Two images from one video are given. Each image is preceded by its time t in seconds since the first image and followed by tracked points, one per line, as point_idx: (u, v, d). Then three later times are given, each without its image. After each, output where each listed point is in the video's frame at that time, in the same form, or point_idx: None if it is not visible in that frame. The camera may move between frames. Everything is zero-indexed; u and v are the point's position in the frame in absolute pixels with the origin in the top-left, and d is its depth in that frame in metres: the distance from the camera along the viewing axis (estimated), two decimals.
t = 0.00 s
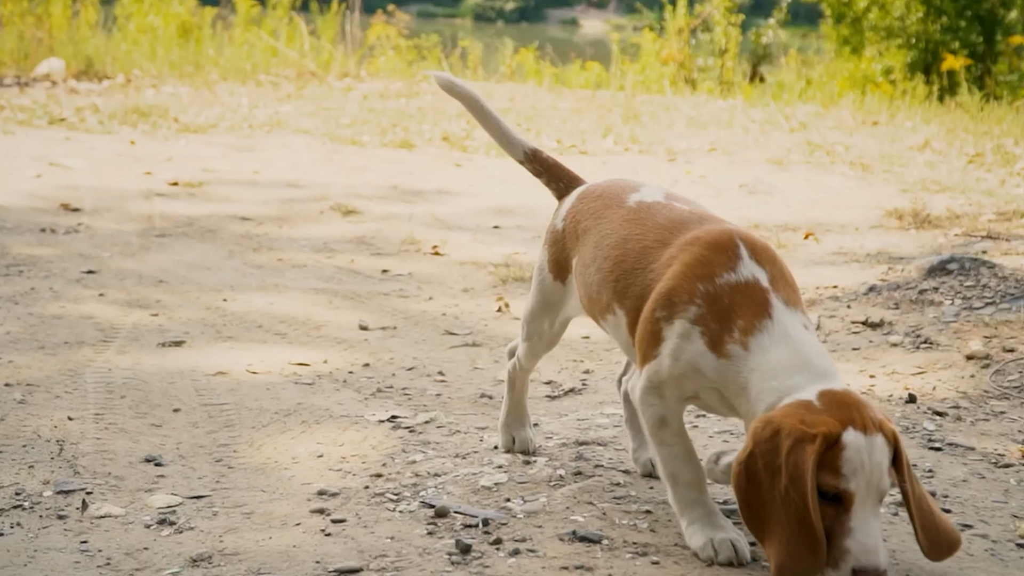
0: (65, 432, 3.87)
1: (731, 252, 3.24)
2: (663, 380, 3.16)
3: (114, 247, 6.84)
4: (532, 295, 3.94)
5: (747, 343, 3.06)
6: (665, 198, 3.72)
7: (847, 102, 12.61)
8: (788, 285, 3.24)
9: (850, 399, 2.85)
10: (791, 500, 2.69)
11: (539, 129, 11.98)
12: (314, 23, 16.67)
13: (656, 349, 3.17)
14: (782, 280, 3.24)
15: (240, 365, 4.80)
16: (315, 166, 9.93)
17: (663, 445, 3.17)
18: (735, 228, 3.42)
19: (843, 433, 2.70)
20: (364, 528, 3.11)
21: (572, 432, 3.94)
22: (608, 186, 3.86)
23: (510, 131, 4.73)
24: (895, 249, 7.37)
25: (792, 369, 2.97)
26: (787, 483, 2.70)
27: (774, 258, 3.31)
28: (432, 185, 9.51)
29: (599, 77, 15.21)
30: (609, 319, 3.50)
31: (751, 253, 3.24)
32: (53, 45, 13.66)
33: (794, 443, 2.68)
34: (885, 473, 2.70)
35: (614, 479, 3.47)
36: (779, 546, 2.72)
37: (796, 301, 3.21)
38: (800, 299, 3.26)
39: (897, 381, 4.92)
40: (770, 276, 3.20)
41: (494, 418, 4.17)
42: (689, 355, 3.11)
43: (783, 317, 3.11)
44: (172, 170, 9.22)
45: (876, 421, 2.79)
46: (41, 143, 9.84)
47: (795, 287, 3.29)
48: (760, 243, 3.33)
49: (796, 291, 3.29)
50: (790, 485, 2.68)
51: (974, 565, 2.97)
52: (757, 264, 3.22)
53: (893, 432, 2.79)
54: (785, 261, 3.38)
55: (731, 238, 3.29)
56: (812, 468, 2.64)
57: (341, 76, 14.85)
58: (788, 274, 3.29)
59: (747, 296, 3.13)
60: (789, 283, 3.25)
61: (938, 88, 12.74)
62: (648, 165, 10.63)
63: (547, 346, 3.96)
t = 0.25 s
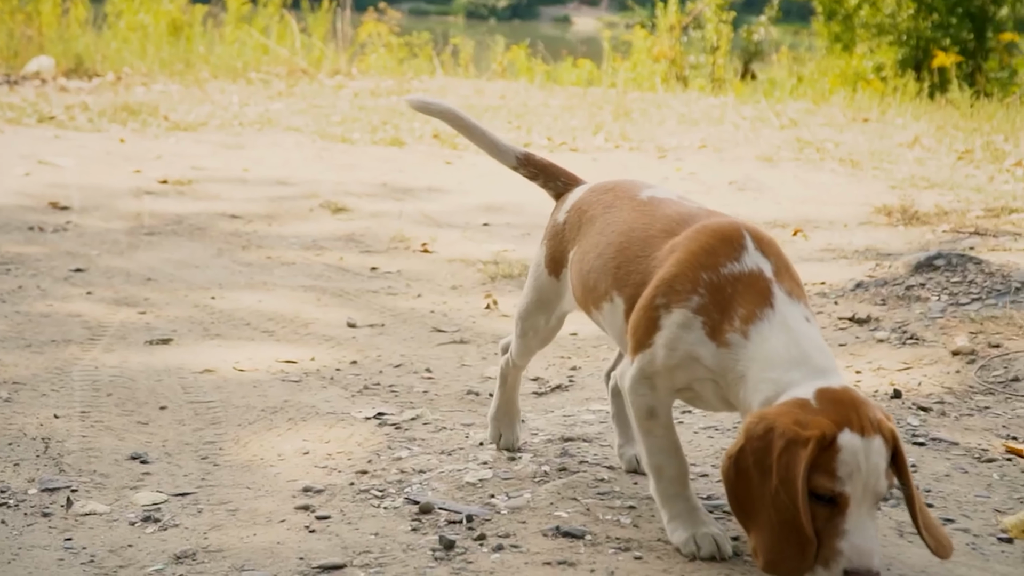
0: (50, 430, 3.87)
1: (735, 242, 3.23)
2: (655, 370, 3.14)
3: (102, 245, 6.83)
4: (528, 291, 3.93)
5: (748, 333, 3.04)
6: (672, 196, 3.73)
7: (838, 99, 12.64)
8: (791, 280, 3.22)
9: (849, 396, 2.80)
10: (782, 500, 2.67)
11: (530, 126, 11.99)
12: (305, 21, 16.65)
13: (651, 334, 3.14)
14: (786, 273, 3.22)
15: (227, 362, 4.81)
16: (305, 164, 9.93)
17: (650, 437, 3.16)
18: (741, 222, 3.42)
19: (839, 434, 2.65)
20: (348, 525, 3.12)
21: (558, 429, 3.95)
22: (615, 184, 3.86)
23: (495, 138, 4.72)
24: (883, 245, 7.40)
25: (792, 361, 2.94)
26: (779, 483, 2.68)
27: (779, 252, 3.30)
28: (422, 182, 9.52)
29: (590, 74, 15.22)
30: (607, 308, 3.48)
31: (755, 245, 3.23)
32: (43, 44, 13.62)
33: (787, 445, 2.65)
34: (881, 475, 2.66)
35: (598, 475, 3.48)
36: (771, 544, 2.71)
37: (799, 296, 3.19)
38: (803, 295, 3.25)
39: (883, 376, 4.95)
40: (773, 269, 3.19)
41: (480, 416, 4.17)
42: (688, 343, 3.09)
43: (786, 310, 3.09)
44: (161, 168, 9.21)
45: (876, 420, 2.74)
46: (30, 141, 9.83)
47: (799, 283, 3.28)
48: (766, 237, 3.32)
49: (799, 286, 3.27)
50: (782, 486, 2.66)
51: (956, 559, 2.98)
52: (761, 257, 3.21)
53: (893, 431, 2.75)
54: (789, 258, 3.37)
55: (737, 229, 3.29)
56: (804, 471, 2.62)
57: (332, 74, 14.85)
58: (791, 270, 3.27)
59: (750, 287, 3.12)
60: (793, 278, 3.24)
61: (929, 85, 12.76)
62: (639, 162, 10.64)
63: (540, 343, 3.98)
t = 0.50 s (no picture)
0: (31, 429, 3.88)
1: (724, 229, 3.24)
2: (640, 364, 3.14)
3: (86, 243, 6.83)
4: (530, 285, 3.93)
5: (735, 315, 3.04)
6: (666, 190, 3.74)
7: (825, 96, 12.66)
8: (781, 268, 3.22)
9: (840, 383, 2.76)
10: (768, 491, 2.65)
11: (517, 123, 11.99)
12: (293, 18, 16.62)
13: (637, 320, 3.14)
14: (774, 261, 3.22)
15: (210, 360, 4.81)
16: (292, 162, 9.93)
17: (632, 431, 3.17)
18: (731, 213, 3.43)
19: (829, 423, 2.62)
20: (326, 522, 3.13)
21: (539, 425, 3.96)
22: (610, 178, 3.88)
23: (486, 133, 4.74)
24: (867, 242, 7.42)
25: (778, 342, 2.93)
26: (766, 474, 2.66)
27: (767, 242, 3.31)
28: (408, 180, 9.52)
29: (578, 71, 15.23)
30: (595, 296, 3.48)
31: (744, 231, 3.24)
32: (29, 42, 13.49)
33: (775, 437, 2.62)
34: (873, 464, 2.63)
35: (578, 471, 3.50)
36: (758, 533, 2.69)
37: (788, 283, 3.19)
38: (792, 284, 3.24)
39: (864, 372, 4.98)
40: (762, 256, 3.19)
41: (461, 412, 4.18)
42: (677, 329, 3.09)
43: (774, 294, 3.09)
44: (147, 166, 9.21)
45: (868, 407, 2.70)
46: (15, 139, 9.81)
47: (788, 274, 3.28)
48: (754, 227, 3.33)
49: (788, 276, 3.27)
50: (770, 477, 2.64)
51: (930, 553, 3.00)
52: (751, 244, 3.22)
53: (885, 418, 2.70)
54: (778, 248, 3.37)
55: (726, 218, 3.30)
56: (793, 462, 2.59)
57: (320, 71, 14.83)
58: (780, 259, 3.27)
59: (738, 271, 3.12)
60: (782, 267, 3.24)
61: (916, 81, 12.78)
62: (625, 159, 10.66)
63: (542, 343, 3.95)
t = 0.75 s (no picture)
0: (12, 427, 3.88)
1: (705, 222, 3.25)
2: (623, 360, 3.14)
3: (71, 241, 6.82)
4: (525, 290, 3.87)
5: (717, 308, 3.04)
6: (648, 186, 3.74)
7: (813, 93, 12.69)
8: (762, 259, 3.22)
9: (821, 372, 2.74)
10: (741, 479, 2.65)
11: (505, 120, 12.00)
12: (281, 16, 16.59)
13: (621, 316, 3.14)
14: (755, 252, 3.22)
15: (192, 357, 4.82)
16: (278, 159, 9.92)
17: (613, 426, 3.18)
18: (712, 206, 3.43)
19: (804, 414, 2.61)
20: (305, 518, 3.14)
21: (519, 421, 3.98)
22: (593, 175, 3.87)
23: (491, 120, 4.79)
24: (851, 238, 7.45)
25: (757, 331, 2.93)
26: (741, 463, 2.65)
27: (748, 232, 3.31)
28: (394, 177, 9.53)
29: (567, 69, 15.24)
30: (580, 294, 3.47)
31: (725, 222, 3.24)
32: (15, 39, 13.51)
33: (752, 428, 2.62)
34: (849, 458, 2.61)
35: (557, 467, 3.52)
36: (729, 518, 2.70)
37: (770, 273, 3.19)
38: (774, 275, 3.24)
39: (845, 368, 5.01)
40: (743, 247, 3.19)
41: (442, 408, 4.18)
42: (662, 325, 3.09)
43: (755, 285, 3.08)
44: (133, 164, 9.19)
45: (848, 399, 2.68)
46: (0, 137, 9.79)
47: (770, 264, 3.28)
48: (735, 218, 3.34)
49: (770, 266, 3.27)
50: (745, 467, 2.64)
51: (905, 546, 3.02)
52: (732, 236, 3.22)
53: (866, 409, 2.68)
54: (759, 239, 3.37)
55: (706, 211, 3.30)
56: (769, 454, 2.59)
57: (307, 69, 14.82)
58: (762, 249, 3.27)
59: (719, 263, 3.12)
60: (763, 258, 3.24)
61: (903, 78, 12.80)
62: (612, 156, 10.67)
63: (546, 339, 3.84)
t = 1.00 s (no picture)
0: None
1: (689, 216, 3.26)
2: (608, 351, 3.16)
3: (52, 239, 6.81)
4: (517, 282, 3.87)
5: (698, 297, 3.05)
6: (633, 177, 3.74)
7: (797, 90, 12.71)
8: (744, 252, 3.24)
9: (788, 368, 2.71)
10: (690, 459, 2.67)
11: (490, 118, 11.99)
12: (266, 13, 16.55)
13: (605, 309, 3.15)
14: (738, 245, 3.24)
15: (172, 355, 4.82)
16: (262, 157, 9.92)
17: (596, 416, 3.22)
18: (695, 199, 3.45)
19: (753, 405, 2.59)
20: (282, 513, 3.15)
21: (496, 416, 3.99)
22: (577, 168, 3.87)
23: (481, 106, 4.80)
24: (832, 234, 7.48)
25: (736, 318, 2.93)
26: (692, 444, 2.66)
27: (731, 225, 3.32)
28: (378, 175, 9.53)
29: (552, 66, 15.24)
30: (565, 287, 3.48)
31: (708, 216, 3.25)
32: None
33: (702, 411, 2.63)
34: (794, 455, 2.58)
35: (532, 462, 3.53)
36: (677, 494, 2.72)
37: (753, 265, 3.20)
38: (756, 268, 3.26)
39: (824, 363, 5.03)
40: (726, 240, 3.21)
41: (421, 404, 4.20)
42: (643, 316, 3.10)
43: (736, 275, 3.10)
44: (116, 162, 9.18)
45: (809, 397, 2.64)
46: None
47: (753, 258, 3.29)
48: (718, 211, 3.35)
49: (753, 260, 3.29)
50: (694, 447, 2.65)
51: (877, 539, 3.04)
52: (715, 230, 3.23)
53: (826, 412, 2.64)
54: (743, 233, 3.39)
55: (690, 205, 3.32)
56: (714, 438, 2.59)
57: (292, 66, 14.79)
58: (744, 243, 3.29)
59: (701, 254, 3.14)
60: (746, 251, 3.25)
61: (888, 75, 12.83)
62: (596, 153, 10.69)
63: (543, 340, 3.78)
